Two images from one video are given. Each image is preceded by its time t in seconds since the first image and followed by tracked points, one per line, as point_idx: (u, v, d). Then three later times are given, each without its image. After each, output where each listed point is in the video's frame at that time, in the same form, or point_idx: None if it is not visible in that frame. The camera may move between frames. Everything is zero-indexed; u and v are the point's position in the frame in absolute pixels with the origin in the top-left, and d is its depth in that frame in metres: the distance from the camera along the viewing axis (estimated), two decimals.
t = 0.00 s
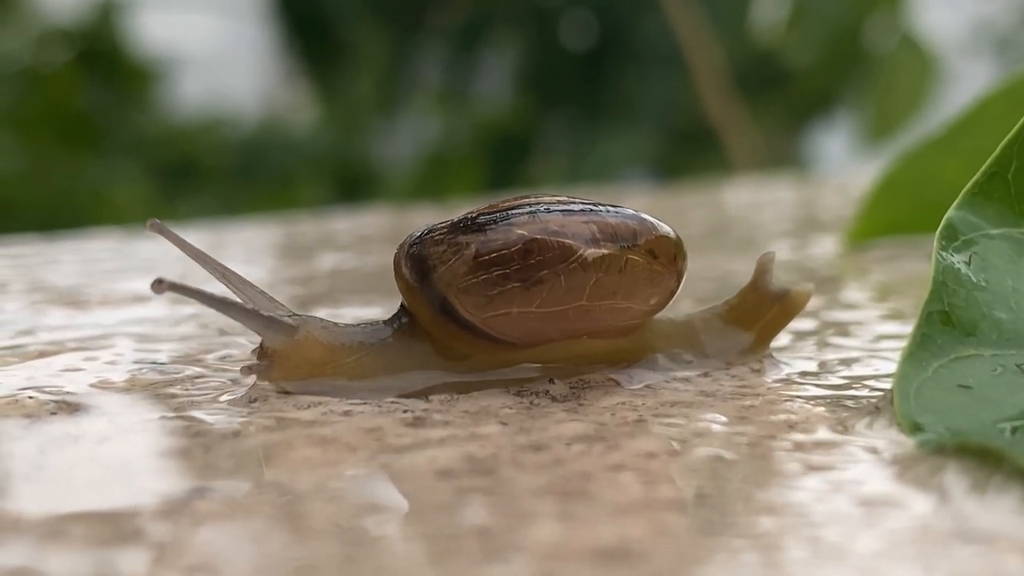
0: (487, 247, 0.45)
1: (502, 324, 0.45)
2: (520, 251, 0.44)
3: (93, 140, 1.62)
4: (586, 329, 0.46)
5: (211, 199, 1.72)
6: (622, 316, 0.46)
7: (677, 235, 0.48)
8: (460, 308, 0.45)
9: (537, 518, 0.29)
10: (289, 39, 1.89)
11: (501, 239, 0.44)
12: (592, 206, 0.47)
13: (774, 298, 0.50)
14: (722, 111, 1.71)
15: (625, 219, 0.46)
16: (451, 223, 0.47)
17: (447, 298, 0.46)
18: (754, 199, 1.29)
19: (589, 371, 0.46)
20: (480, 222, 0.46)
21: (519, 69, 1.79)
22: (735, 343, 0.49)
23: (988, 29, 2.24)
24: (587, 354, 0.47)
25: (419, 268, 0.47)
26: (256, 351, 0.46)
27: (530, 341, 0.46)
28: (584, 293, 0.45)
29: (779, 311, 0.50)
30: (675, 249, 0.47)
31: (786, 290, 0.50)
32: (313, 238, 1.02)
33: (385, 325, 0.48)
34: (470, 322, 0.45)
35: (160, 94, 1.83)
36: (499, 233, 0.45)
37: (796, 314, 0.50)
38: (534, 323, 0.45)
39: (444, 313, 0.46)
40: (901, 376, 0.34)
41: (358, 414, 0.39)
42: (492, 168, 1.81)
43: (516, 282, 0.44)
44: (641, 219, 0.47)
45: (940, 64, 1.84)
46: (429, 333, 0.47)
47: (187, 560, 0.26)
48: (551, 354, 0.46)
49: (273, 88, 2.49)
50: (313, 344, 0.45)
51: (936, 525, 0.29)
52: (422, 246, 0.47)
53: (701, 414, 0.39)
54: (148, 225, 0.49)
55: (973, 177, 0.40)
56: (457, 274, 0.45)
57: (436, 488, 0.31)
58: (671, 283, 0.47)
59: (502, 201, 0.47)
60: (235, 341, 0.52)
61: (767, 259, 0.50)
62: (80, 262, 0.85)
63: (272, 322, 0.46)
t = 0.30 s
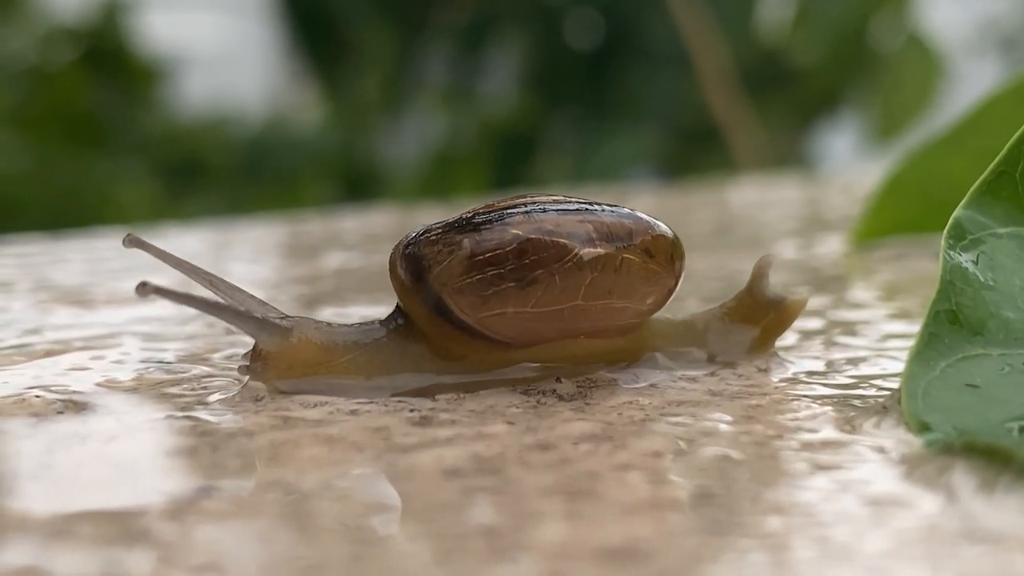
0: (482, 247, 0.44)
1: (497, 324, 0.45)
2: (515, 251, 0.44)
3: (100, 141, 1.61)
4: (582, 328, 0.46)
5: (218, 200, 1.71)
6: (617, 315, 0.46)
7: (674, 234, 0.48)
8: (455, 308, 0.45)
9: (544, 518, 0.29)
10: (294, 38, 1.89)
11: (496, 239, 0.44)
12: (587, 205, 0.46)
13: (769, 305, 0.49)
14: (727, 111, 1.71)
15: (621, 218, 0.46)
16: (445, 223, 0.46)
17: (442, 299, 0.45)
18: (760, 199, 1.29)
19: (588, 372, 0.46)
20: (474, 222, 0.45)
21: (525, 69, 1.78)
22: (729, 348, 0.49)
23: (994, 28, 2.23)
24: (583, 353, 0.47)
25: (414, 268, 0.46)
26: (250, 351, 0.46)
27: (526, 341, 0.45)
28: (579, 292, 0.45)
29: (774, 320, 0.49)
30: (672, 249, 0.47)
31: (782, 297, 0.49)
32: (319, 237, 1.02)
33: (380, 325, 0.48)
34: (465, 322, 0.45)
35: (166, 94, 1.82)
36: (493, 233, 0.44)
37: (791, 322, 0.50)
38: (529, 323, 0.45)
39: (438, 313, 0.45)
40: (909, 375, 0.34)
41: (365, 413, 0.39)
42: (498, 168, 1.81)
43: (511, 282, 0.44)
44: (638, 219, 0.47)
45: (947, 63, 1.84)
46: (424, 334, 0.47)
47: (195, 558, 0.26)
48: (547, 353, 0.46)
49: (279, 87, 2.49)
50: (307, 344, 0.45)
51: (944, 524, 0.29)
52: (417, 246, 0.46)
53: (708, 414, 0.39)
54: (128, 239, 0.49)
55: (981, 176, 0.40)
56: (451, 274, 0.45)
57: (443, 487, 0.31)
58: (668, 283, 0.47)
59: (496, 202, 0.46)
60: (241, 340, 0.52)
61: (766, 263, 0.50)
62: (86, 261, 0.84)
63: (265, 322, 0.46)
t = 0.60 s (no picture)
0: (476, 248, 0.44)
1: (492, 324, 0.45)
2: (509, 252, 0.44)
3: (104, 140, 1.59)
4: (576, 328, 0.46)
5: (223, 198, 1.71)
6: (612, 316, 0.46)
7: (670, 234, 0.48)
8: (449, 308, 0.45)
9: (551, 517, 0.29)
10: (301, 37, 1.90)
11: (490, 240, 0.44)
12: (582, 204, 0.46)
13: (765, 309, 0.49)
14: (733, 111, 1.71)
15: (617, 218, 0.46)
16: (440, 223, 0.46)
17: (436, 299, 0.45)
18: (766, 198, 1.28)
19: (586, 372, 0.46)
20: (469, 222, 0.45)
21: (530, 68, 1.79)
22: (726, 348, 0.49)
23: (1000, 27, 2.23)
24: (579, 353, 0.47)
25: (408, 268, 0.46)
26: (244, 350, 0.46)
27: (521, 341, 0.45)
28: (573, 292, 0.45)
29: (770, 323, 0.49)
30: (668, 248, 0.47)
31: (777, 302, 0.49)
32: (325, 237, 1.01)
33: (375, 325, 0.48)
34: (459, 323, 0.45)
35: (171, 93, 1.82)
36: (487, 233, 0.44)
37: (785, 330, 0.50)
38: (524, 323, 0.45)
39: (433, 314, 0.45)
40: (916, 375, 0.34)
41: (371, 413, 0.39)
42: (503, 167, 1.81)
43: (504, 282, 0.44)
44: (634, 218, 0.46)
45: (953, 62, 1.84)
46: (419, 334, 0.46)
47: (203, 558, 0.26)
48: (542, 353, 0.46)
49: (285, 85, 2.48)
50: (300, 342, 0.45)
51: (953, 524, 0.28)
52: (412, 246, 0.46)
53: (716, 413, 0.38)
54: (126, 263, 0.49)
55: (988, 175, 0.40)
56: (445, 274, 0.45)
57: (450, 486, 0.31)
58: (664, 284, 0.47)
59: (491, 201, 0.46)
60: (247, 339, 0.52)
61: (762, 267, 0.50)
62: (92, 260, 0.84)
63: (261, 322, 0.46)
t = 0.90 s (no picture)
0: (470, 248, 0.44)
1: (486, 324, 0.45)
2: (503, 251, 0.44)
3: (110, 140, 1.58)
4: (572, 328, 0.45)
5: (228, 197, 1.71)
6: (608, 316, 0.46)
7: (668, 234, 0.48)
8: (444, 308, 0.45)
9: (559, 517, 0.29)
10: (307, 36, 1.90)
11: (484, 240, 0.44)
12: (579, 204, 0.46)
13: (762, 311, 0.49)
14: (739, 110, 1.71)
15: (613, 218, 0.46)
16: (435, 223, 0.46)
17: (431, 300, 0.45)
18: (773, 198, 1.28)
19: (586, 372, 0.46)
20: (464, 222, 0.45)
21: (534, 68, 1.79)
22: (729, 350, 0.49)
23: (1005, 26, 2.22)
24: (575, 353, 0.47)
25: (404, 268, 0.46)
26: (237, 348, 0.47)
27: (517, 342, 0.45)
28: (568, 292, 0.45)
29: (768, 325, 0.49)
30: (665, 248, 0.47)
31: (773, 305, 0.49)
32: (331, 236, 1.01)
33: (370, 324, 0.47)
34: (454, 323, 0.45)
35: (176, 93, 1.81)
36: (481, 233, 0.44)
37: (784, 334, 0.50)
38: (518, 323, 0.44)
39: (428, 314, 0.45)
40: (923, 374, 0.34)
41: (377, 413, 0.39)
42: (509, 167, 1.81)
43: (498, 282, 0.44)
44: (630, 218, 0.46)
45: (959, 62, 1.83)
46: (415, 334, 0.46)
47: (209, 557, 0.26)
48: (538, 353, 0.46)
49: (290, 85, 2.48)
50: (293, 339, 0.45)
51: (961, 524, 0.28)
52: (408, 246, 0.46)
53: (723, 413, 0.38)
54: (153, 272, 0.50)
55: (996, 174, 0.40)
56: (439, 274, 0.45)
57: (456, 486, 0.31)
58: (661, 284, 0.47)
59: (487, 201, 0.46)
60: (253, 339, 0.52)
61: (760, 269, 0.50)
62: (98, 260, 0.84)
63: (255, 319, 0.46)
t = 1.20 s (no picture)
0: (464, 248, 0.44)
1: (480, 325, 0.45)
2: (496, 253, 0.44)
3: (116, 140, 1.58)
4: (567, 330, 0.45)
5: (235, 196, 1.70)
6: (603, 317, 0.46)
7: (665, 234, 0.48)
8: (438, 309, 0.45)
9: (566, 517, 0.29)
10: (314, 35, 1.90)
11: (478, 241, 0.44)
12: (573, 205, 0.46)
13: (760, 313, 0.50)
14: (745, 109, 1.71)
15: (607, 219, 0.46)
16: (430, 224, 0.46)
17: (425, 301, 0.45)
18: (779, 198, 1.28)
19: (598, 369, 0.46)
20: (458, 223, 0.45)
21: (540, 67, 1.80)
22: (733, 350, 0.49)
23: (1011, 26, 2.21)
24: (574, 354, 0.46)
25: (398, 269, 0.46)
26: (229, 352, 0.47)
27: (512, 343, 0.45)
28: (562, 294, 0.45)
29: (766, 327, 0.49)
30: (661, 249, 0.47)
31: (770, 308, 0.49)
32: (338, 236, 1.01)
33: (366, 324, 0.47)
34: (448, 325, 0.45)
35: (182, 93, 1.81)
36: (475, 234, 0.44)
37: (781, 338, 0.50)
38: (513, 324, 0.44)
39: (422, 315, 0.45)
40: (931, 374, 0.34)
41: (384, 412, 0.39)
42: (517, 166, 1.81)
43: (492, 284, 0.44)
44: (626, 219, 0.46)
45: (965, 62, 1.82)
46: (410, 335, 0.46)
47: (217, 558, 0.26)
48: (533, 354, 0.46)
49: (297, 85, 2.48)
50: (286, 339, 0.45)
51: (970, 524, 0.28)
52: (402, 247, 0.46)
53: (731, 413, 0.38)
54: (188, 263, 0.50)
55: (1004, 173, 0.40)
56: (433, 275, 0.45)
57: (464, 486, 0.31)
58: (656, 286, 0.47)
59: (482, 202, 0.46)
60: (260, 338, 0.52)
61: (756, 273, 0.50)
62: (104, 260, 0.84)
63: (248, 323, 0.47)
